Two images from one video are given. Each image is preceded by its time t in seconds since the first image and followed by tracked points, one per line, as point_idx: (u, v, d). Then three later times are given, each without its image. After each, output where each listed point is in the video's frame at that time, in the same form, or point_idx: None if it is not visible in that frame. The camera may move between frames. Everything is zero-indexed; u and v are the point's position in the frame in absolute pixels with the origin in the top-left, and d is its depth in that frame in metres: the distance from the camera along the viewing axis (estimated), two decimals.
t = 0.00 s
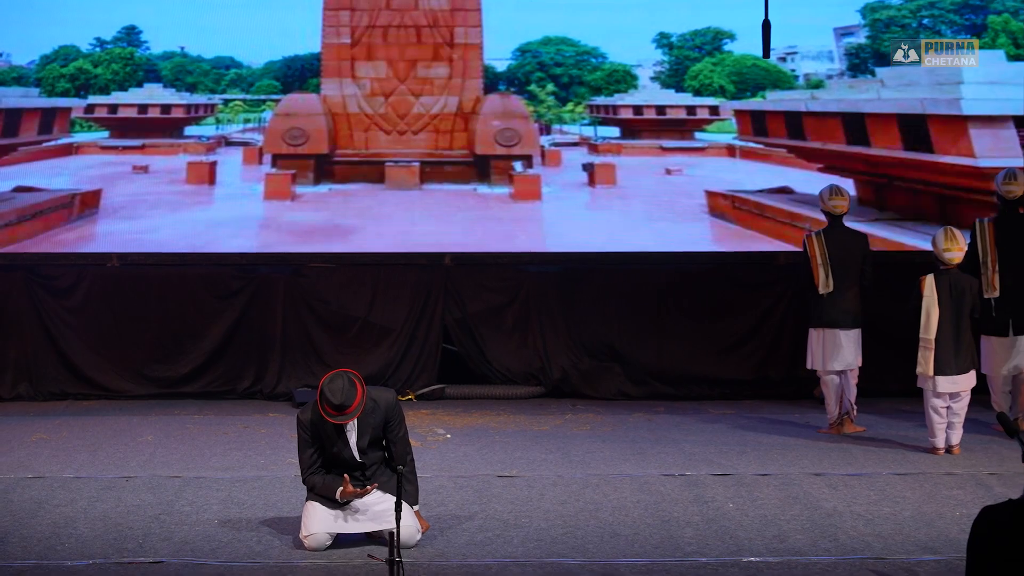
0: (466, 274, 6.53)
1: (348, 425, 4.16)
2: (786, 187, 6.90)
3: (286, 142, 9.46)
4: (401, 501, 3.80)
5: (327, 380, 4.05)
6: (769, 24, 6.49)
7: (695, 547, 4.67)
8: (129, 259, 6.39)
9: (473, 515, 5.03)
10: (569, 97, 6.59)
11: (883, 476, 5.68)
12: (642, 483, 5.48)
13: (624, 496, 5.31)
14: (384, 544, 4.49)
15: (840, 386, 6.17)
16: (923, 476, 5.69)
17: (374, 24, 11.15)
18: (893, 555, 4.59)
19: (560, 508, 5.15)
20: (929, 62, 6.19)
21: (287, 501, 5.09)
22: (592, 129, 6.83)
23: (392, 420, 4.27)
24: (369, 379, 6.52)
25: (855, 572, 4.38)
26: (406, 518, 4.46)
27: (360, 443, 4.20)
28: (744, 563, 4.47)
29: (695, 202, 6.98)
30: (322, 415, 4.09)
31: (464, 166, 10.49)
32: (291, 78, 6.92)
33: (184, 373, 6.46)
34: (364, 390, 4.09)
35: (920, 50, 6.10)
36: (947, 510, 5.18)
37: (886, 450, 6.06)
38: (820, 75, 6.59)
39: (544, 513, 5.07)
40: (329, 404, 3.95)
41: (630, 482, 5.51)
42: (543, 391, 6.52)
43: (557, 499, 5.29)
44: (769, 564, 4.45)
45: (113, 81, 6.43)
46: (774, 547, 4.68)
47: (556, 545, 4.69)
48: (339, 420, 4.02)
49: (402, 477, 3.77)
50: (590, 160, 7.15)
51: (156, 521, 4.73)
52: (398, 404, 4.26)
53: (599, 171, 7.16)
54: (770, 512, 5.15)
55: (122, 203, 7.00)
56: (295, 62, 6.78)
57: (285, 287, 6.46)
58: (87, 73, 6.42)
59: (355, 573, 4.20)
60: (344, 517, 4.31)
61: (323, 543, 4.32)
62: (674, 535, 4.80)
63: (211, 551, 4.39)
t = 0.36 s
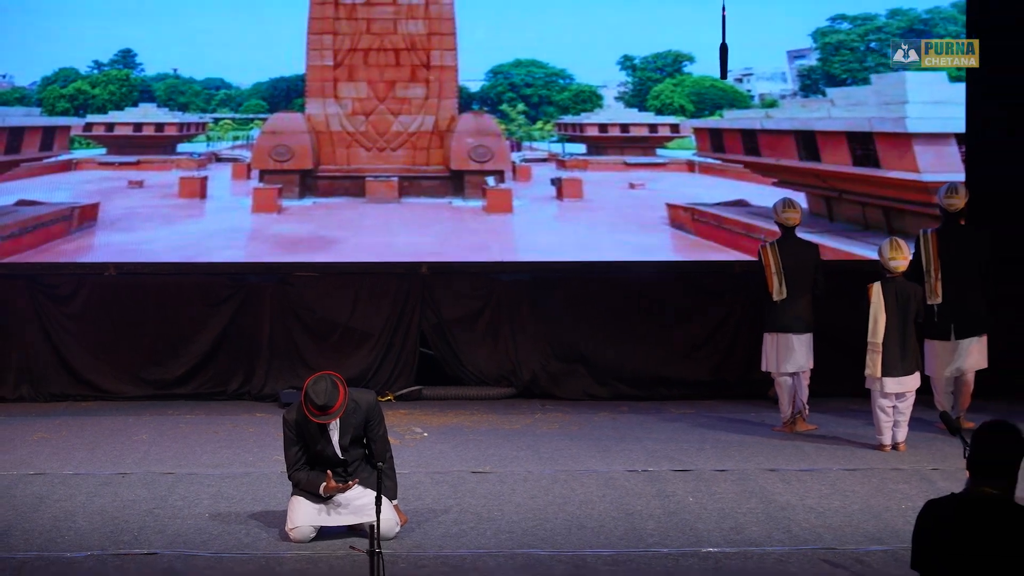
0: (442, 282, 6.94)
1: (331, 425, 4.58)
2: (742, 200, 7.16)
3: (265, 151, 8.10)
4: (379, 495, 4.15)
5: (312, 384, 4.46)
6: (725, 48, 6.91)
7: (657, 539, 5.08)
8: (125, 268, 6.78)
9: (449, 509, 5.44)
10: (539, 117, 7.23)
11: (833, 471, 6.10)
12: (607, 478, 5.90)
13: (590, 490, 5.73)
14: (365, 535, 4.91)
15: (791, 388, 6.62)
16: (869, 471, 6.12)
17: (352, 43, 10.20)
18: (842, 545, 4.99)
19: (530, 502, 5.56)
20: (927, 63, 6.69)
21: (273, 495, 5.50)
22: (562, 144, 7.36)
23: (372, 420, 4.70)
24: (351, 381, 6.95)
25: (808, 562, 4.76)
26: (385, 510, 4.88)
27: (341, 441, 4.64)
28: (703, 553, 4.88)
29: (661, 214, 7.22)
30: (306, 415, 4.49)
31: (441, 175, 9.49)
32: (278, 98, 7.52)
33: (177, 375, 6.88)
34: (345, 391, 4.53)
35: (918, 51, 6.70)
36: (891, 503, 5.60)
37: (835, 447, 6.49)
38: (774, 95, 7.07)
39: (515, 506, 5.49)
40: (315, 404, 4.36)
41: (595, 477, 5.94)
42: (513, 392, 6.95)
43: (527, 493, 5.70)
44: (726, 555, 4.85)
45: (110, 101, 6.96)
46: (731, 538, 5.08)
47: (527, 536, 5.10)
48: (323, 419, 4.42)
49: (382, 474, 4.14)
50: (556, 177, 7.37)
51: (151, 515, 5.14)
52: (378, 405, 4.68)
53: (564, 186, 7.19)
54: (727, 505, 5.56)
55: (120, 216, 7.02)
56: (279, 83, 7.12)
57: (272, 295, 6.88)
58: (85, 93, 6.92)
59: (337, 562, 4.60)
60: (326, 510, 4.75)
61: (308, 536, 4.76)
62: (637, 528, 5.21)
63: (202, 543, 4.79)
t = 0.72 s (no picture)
0: (413, 298, 7.32)
1: (307, 433, 4.96)
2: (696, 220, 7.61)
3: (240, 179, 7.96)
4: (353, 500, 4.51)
5: (289, 396, 4.84)
6: (680, 76, 7.31)
7: (616, 541, 5.44)
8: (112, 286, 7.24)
9: (418, 513, 5.81)
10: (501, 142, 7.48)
11: (782, 477, 6.50)
12: (568, 484, 6.29)
13: (552, 495, 6.11)
14: (339, 538, 5.31)
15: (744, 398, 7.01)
16: (816, 476, 6.52)
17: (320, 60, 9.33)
18: (791, 546, 5.37)
19: (496, 506, 5.94)
20: (927, 63, 7.29)
21: (252, 501, 5.88)
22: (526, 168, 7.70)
23: (346, 429, 5.08)
24: (326, 392, 7.32)
25: (758, 562, 5.13)
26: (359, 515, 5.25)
27: (317, 449, 5.03)
28: (659, 554, 5.25)
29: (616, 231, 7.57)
30: (284, 424, 4.87)
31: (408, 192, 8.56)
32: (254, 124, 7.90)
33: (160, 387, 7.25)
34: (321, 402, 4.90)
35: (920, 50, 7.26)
36: (837, 507, 5.99)
37: (784, 454, 6.89)
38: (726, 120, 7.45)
39: (481, 510, 5.87)
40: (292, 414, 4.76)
41: (557, 483, 6.32)
42: (480, 402, 7.35)
43: (493, 497, 6.09)
44: (681, 556, 5.22)
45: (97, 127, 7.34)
46: (686, 540, 5.46)
47: (492, 539, 5.47)
48: (300, 428, 4.80)
49: (353, 482, 4.51)
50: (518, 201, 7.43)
51: (135, 520, 5.52)
52: (352, 415, 5.07)
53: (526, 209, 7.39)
54: (682, 509, 5.94)
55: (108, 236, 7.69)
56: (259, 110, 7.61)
57: (251, 311, 7.25)
58: (74, 119, 7.20)
59: (313, 564, 4.98)
60: (303, 515, 5.13)
61: (285, 538, 5.15)
62: (597, 530, 5.58)
63: (184, 546, 5.16)
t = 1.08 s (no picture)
0: (386, 312, 7.60)
1: (284, 443, 5.25)
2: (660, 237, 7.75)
3: (224, 197, 7.85)
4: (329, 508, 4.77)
5: (267, 406, 5.15)
6: (643, 99, 7.59)
7: (582, 545, 5.70)
8: (94, 300, 7.56)
9: (392, 519, 6.07)
10: (472, 161, 7.82)
11: (742, 484, 6.78)
12: (536, 491, 6.56)
13: (521, 502, 6.38)
14: (315, 544, 5.59)
15: (705, 407, 7.30)
16: (775, 483, 6.80)
17: (302, 92, 8.25)
18: (751, 551, 5.63)
19: (467, 513, 6.20)
20: (927, 63, 7.59)
21: (231, 508, 6.16)
22: (495, 186, 7.82)
23: (322, 438, 5.36)
24: (303, 402, 7.62)
25: (721, 566, 5.38)
26: (335, 522, 5.52)
27: (294, 458, 5.30)
28: (624, 558, 5.50)
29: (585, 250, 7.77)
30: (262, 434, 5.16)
31: (384, 219, 8.22)
32: (235, 145, 7.99)
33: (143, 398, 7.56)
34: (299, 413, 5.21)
35: (921, 50, 7.58)
36: (794, 513, 6.26)
37: (743, 461, 7.18)
38: (687, 140, 7.76)
39: (453, 517, 6.13)
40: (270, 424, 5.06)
41: (526, 490, 6.60)
42: (451, 412, 7.64)
43: (464, 504, 6.36)
44: (645, 560, 5.47)
45: (81, 147, 7.56)
46: (650, 545, 5.72)
47: (462, 544, 5.73)
48: (277, 437, 5.11)
49: (331, 488, 4.77)
50: (490, 218, 7.86)
51: (119, 526, 5.79)
52: (328, 424, 5.36)
53: (496, 226, 7.80)
54: (646, 515, 6.21)
55: (89, 252, 7.54)
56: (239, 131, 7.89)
57: (229, 325, 7.55)
58: (59, 140, 7.53)
59: (290, 569, 5.26)
60: (281, 521, 5.41)
61: (263, 544, 5.42)
62: (564, 535, 5.84)
63: (166, 551, 5.42)
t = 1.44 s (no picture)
0: (364, 321, 7.87)
1: (265, 446, 5.54)
2: (628, 248, 8.19)
3: (207, 210, 8.70)
4: (309, 508, 5.04)
5: (249, 410, 5.45)
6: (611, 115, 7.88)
7: (554, 545, 5.95)
8: (83, 309, 7.73)
9: (370, 520, 6.32)
10: (447, 174, 8.37)
11: (707, 485, 7.05)
12: (508, 493, 6.85)
13: (494, 503, 6.67)
14: (295, 545, 5.86)
15: (671, 412, 7.59)
16: (739, 485, 7.08)
17: (282, 110, 9.66)
18: (717, 550, 5.88)
19: (442, 514, 6.46)
20: (927, 63, 7.84)
21: (214, 509, 6.44)
22: (468, 200, 8.62)
23: (302, 442, 5.65)
24: (284, 408, 7.88)
25: (686, 564, 5.64)
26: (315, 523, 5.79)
27: (275, 461, 5.59)
28: (594, 557, 5.74)
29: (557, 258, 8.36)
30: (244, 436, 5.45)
31: (361, 231, 9.09)
32: (218, 159, 8.68)
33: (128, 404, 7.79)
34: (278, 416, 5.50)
35: (921, 50, 7.83)
36: (756, 513, 6.54)
37: (707, 464, 7.46)
38: (654, 155, 8.18)
39: (428, 518, 6.39)
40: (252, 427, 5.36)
41: (499, 492, 6.88)
42: (426, 417, 7.92)
43: (439, 505, 6.63)
44: (614, 559, 5.71)
45: (69, 162, 7.91)
46: (618, 544, 5.98)
47: (438, 544, 5.96)
48: (260, 440, 5.39)
49: (310, 490, 5.04)
50: (464, 229, 8.70)
51: (106, 528, 6.06)
52: (307, 428, 5.64)
53: (469, 238, 8.51)
54: (615, 516, 6.49)
55: (78, 263, 7.92)
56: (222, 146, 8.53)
57: (213, 333, 7.77)
58: (47, 154, 7.81)
59: (271, 568, 5.53)
60: (262, 522, 5.68)
61: (245, 544, 5.68)
62: (536, 536, 6.10)
63: (151, 552, 5.69)
